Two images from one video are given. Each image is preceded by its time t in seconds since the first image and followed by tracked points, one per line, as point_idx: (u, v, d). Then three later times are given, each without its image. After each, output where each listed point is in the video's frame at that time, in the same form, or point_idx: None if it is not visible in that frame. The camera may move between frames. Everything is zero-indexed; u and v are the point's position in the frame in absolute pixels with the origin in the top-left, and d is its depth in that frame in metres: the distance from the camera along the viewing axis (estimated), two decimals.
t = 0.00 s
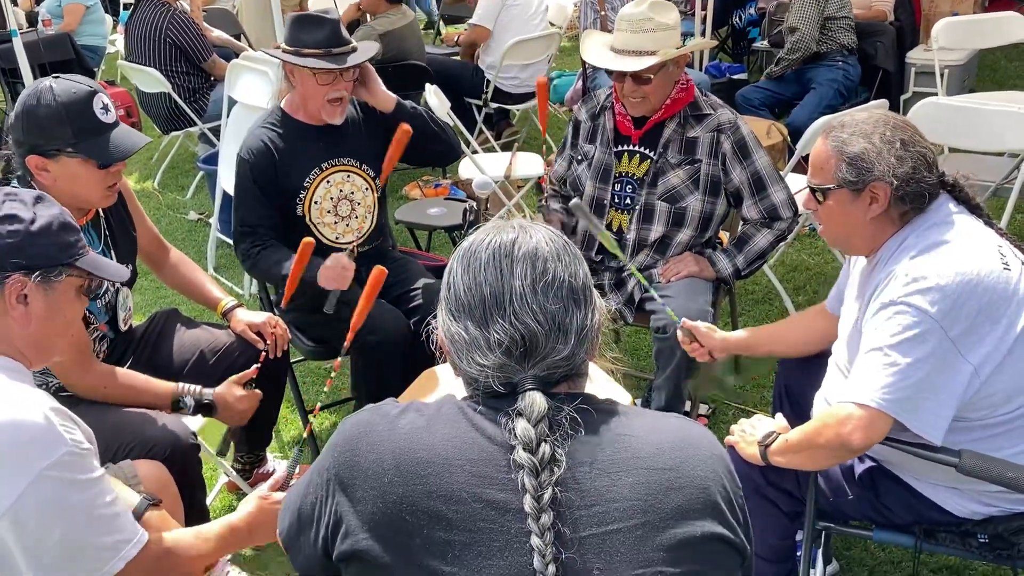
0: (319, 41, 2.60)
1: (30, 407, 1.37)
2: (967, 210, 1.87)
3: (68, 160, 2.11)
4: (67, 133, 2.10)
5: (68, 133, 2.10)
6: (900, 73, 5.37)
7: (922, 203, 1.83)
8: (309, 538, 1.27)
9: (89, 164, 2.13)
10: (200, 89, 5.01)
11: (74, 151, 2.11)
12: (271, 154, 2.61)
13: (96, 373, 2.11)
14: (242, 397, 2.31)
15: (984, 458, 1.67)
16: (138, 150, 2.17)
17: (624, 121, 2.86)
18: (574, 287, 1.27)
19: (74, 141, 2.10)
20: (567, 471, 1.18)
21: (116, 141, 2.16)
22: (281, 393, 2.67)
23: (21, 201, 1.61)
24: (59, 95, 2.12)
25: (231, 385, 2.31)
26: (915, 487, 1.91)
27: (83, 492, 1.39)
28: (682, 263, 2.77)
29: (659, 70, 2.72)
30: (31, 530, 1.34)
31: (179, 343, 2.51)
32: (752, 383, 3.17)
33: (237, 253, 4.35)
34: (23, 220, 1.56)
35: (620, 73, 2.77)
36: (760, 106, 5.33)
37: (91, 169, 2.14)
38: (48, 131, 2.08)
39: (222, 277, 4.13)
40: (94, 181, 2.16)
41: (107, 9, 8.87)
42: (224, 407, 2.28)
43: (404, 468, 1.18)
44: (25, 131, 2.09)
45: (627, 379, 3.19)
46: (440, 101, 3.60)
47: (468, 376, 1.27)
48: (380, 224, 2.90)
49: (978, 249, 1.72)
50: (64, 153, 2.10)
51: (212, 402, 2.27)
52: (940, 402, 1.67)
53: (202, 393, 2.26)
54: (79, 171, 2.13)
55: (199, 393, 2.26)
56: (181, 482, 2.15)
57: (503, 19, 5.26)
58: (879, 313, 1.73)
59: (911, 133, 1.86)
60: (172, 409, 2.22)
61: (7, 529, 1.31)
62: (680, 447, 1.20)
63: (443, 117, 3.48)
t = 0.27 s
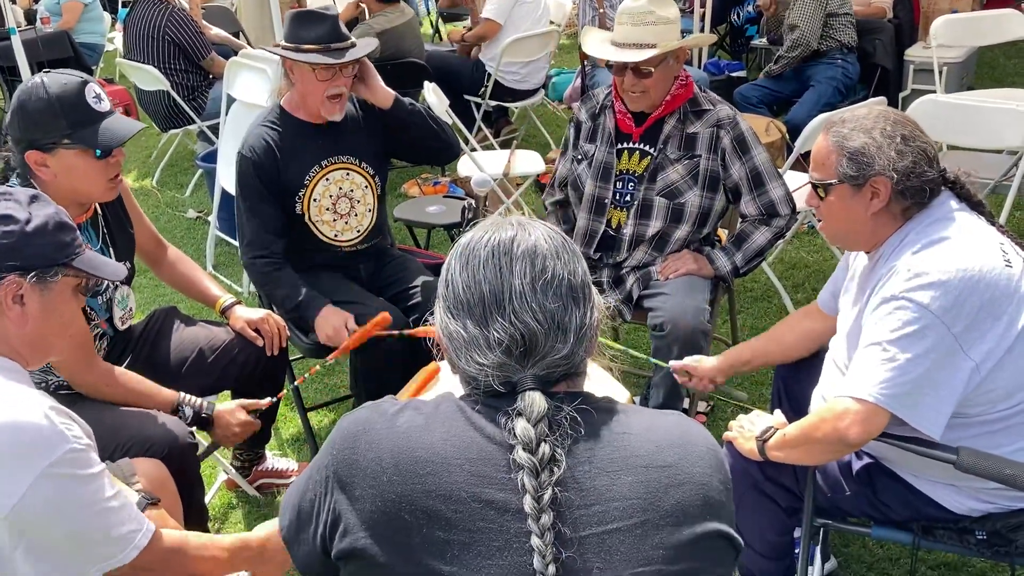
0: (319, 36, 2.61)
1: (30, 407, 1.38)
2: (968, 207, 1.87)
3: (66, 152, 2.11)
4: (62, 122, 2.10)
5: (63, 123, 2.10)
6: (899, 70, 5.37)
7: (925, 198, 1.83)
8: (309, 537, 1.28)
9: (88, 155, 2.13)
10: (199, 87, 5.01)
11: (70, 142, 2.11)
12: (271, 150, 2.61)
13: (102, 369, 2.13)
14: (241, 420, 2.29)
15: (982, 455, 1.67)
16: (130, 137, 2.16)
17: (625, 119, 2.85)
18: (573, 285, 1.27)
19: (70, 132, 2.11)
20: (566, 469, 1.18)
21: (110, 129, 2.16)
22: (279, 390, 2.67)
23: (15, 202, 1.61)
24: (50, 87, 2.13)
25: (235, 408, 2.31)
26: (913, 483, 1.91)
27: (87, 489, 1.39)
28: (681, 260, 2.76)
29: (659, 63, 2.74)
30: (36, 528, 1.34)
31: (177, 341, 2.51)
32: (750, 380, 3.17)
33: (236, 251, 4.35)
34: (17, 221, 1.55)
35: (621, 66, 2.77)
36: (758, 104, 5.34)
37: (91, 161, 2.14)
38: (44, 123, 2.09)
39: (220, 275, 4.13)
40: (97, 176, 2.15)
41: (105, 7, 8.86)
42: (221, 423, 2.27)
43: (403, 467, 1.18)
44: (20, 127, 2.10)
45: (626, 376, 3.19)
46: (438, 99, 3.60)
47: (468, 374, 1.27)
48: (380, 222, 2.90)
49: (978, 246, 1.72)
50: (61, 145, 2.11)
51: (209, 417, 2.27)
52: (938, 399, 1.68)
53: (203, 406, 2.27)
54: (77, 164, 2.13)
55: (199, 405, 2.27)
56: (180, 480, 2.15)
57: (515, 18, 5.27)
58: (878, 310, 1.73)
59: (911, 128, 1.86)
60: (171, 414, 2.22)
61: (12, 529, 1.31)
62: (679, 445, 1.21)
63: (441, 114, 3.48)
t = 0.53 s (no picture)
0: (317, 32, 2.61)
1: (25, 406, 1.37)
2: (966, 203, 1.87)
3: (59, 146, 2.11)
4: (57, 116, 2.10)
5: (58, 116, 2.10)
6: (897, 68, 5.36)
7: (923, 193, 1.83)
8: (303, 535, 1.27)
9: (81, 149, 2.12)
10: (197, 85, 5.00)
11: (64, 136, 2.11)
12: (269, 148, 2.60)
13: (102, 365, 2.12)
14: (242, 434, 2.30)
15: (979, 452, 1.67)
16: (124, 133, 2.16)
17: (621, 116, 2.85)
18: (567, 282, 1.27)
19: (64, 126, 2.10)
20: (560, 467, 1.18)
21: (105, 126, 2.16)
22: (277, 388, 2.67)
23: (12, 200, 1.61)
24: (47, 82, 2.13)
25: (238, 419, 2.30)
26: (910, 481, 1.91)
27: (84, 489, 1.39)
28: (679, 257, 2.76)
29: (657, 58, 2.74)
30: (33, 528, 1.34)
31: (175, 339, 2.50)
32: (749, 378, 3.17)
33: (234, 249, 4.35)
34: (14, 219, 1.55)
35: (620, 61, 2.76)
36: (757, 102, 5.33)
37: (83, 156, 2.13)
38: (40, 117, 2.09)
39: (218, 273, 4.12)
40: (87, 170, 2.15)
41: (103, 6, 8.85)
42: (222, 433, 2.28)
43: (396, 465, 1.18)
44: (15, 120, 2.09)
45: (624, 374, 3.19)
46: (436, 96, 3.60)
47: (461, 371, 1.27)
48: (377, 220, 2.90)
49: (974, 243, 1.72)
50: (55, 138, 2.10)
51: (209, 424, 2.27)
52: (934, 395, 1.67)
53: (203, 410, 2.27)
54: (71, 160, 2.12)
55: (200, 409, 2.27)
56: (178, 478, 2.14)
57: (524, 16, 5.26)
58: (874, 306, 1.73)
59: (913, 123, 1.86)
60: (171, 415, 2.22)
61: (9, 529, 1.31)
62: (673, 442, 1.21)
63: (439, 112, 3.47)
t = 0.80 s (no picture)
0: (313, 31, 2.61)
1: (21, 405, 1.37)
2: (961, 201, 1.86)
3: (56, 143, 2.10)
4: (54, 111, 2.09)
5: (54, 113, 2.09)
6: (896, 65, 5.35)
7: (915, 193, 1.83)
8: (298, 534, 1.27)
9: (77, 145, 2.12)
10: (195, 83, 4.99)
11: (61, 133, 2.10)
12: (264, 147, 2.60)
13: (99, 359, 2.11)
14: (238, 404, 2.31)
15: (976, 449, 1.66)
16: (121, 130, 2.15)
17: (616, 114, 2.84)
18: (560, 279, 1.27)
19: (61, 122, 2.10)
20: (554, 464, 1.17)
21: (101, 122, 2.15)
22: (274, 386, 2.66)
23: (10, 197, 1.60)
24: (44, 78, 2.12)
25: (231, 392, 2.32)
26: (908, 478, 1.91)
27: (77, 488, 1.38)
28: (676, 256, 2.75)
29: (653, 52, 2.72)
30: (25, 527, 1.33)
31: (172, 337, 2.50)
32: (747, 375, 3.16)
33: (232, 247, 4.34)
34: (11, 216, 1.54)
35: (613, 56, 2.75)
36: (755, 100, 5.32)
37: (79, 152, 2.13)
38: (38, 112, 2.08)
39: (216, 272, 4.12)
40: (83, 166, 2.14)
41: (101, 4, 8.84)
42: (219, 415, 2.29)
43: (390, 462, 1.17)
44: (11, 117, 2.08)
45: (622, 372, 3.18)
46: (433, 94, 3.59)
47: (455, 369, 1.26)
48: (374, 217, 2.89)
49: (970, 239, 1.72)
50: (52, 135, 2.09)
51: (208, 409, 2.28)
52: (930, 392, 1.67)
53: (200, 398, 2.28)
54: (66, 156, 2.12)
55: (197, 398, 2.27)
56: (175, 475, 2.14)
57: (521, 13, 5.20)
58: (869, 303, 1.73)
59: (905, 123, 1.86)
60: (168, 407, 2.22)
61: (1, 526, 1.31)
62: (668, 438, 1.20)
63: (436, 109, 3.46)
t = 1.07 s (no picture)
0: (311, 30, 2.59)
1: (21, 404, 1.37)
2: (956, 199, 1.86)
3: (59, 143, 2.10)
4: (57, 111, 2.09)
5: (57, 113, 2.09)
6: (894, 63, 5.36)
7: (909, 193, 1.83)
8: (297, 534, 1.27)
9: (80, 145, 2.12)
10: (193, 82, 4.98)
11: (64, 132, 2.10)
12: (260, 147, 2.60)
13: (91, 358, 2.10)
14: (235, 395, 2.31)
15: (975, 447, 1.67)
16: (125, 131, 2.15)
17: (614, 112, 2.84)
18: (559, 279, 1.27)
19: (64, 121, 2.09)
20: (554, 463, 1.17)
21: (104, 122, 2.15)
22: (274, 385, 2.66)
23: (12, 198, 1.60)
24: (47, 79, 2.12)
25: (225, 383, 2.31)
26: (907, 476, 1.91)
27: (77, 487, 1.39)
28: (675, 254, 2.75)
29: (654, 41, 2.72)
30: (24, 526, 1.33)
31: (171, 337, 2.50)
32: (746, 373, 3.17)
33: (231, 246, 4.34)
34: (14, 216, 1.54)
35: (614, 46, 2.75)
36: (753, 98, 5.32)
37: (82, 151, 2.12)
38: (40, 112, 2.08)
39: (215, 271, 4.12)
40: (86, 166, 2.14)
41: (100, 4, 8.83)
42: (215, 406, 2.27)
43: (390, 461, 1.17)
44: (12, 117, 2.08)
45: (621, 370, 3.19)
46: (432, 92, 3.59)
47: (454, 369, 1.26)
48: (372, 216, 2.89)
49: (968, 238, 1.72)
50: (55, 135, 2.09)
51: (204, 401, 2.26)
52: (929, 391, 1.67)
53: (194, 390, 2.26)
54: (69, 155, 2.12)
55: (191, 390, 2.25)
56: (174, 475, 2.14)
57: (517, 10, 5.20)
58: (867, 302, 1.73)
59: (896, 122, 1.86)
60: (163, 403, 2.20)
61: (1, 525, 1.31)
62: (667, 437, 1.20)
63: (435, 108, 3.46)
